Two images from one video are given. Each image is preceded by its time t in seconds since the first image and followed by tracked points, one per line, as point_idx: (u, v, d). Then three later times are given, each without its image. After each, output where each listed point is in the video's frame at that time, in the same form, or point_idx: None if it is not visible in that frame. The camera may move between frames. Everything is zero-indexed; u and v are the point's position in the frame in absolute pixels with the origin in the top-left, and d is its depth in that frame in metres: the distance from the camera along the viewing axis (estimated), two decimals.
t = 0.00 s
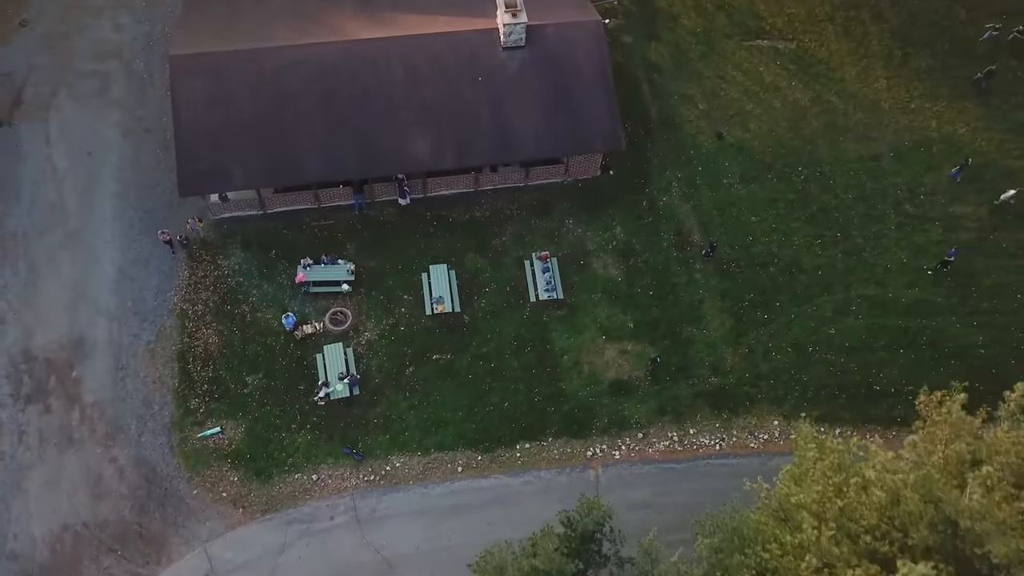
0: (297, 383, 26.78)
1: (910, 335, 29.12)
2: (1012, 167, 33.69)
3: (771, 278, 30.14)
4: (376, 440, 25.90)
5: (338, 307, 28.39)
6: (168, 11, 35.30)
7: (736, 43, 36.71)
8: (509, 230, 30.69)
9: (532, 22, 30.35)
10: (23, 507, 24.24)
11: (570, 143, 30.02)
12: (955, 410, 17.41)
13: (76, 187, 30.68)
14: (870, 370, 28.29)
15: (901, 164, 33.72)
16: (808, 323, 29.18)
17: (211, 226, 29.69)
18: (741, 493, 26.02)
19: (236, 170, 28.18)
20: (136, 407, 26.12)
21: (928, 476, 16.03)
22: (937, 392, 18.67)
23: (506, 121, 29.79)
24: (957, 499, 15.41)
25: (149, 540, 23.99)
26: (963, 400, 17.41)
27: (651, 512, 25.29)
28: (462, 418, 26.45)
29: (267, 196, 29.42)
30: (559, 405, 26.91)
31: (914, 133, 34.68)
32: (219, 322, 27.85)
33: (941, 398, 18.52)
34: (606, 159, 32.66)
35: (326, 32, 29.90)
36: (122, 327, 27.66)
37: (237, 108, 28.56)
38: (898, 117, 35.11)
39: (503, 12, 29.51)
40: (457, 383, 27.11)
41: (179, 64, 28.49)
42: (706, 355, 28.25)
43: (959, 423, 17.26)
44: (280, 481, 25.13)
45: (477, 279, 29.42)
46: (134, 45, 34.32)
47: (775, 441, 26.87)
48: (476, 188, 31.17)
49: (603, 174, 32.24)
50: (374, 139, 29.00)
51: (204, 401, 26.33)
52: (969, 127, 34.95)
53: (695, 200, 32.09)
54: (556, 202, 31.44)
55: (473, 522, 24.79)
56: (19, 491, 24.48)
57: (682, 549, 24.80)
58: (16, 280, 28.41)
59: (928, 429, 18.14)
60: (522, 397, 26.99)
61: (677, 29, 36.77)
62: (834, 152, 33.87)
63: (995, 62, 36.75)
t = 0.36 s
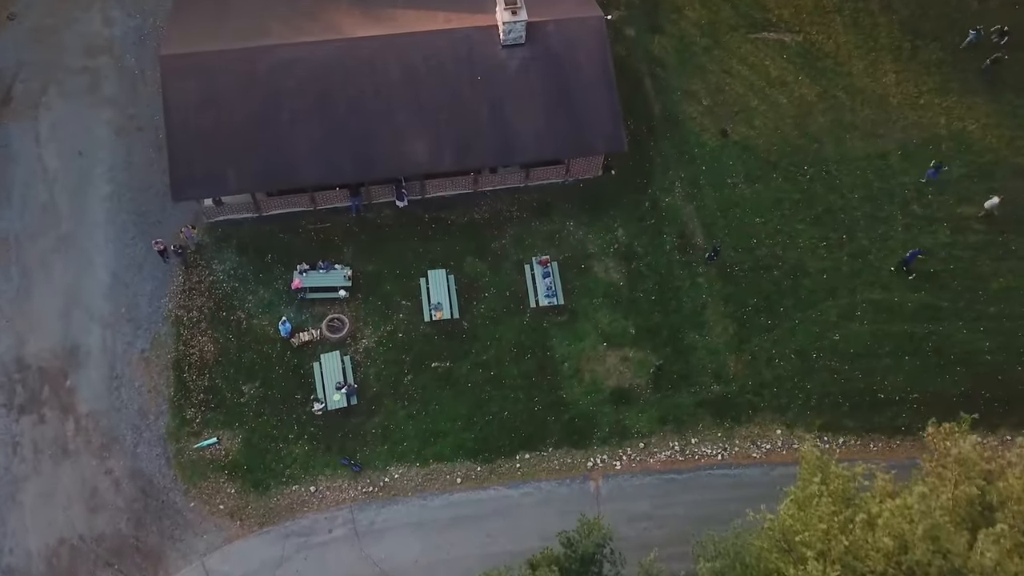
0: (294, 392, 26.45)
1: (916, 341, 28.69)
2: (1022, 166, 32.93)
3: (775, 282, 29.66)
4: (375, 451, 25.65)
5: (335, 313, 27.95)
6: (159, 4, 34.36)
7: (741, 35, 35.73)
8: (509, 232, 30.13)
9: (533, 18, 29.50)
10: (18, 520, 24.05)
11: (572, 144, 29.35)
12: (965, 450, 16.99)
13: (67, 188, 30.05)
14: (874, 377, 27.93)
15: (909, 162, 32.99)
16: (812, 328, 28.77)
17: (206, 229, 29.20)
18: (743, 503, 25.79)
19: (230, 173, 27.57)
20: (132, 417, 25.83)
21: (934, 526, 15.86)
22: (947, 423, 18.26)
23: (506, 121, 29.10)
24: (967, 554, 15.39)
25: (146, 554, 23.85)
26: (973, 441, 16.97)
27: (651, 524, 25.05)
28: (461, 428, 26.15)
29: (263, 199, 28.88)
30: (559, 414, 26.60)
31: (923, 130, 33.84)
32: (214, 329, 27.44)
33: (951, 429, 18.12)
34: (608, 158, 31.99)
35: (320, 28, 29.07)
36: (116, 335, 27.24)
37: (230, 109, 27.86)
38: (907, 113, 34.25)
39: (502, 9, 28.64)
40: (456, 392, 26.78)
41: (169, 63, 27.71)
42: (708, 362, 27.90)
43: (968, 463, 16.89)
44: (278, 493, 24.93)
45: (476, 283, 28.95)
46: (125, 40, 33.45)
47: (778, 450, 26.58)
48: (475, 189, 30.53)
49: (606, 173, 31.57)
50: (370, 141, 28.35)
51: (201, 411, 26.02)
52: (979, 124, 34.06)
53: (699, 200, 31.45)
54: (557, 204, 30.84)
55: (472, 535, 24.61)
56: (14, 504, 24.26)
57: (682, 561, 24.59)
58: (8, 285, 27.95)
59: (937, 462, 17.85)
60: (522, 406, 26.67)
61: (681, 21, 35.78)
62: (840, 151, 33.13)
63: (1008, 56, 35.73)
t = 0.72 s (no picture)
0: (292, 400, 26.21)
1: (921, 347, 28.37)
2: None
3: (778, 286, 29.27)
4: (375, 461, 25.52)
5: (333, 320, 27.62)
6: None
7: (746, 30, 34.74)
8: (508, 235, 29.67)
9: (534, 16, 28.75)
10: (15, 532, 23.93)
11: (573, 146, 28.83)
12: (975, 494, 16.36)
13: (60, 191, 29.56)
14: (877, 384, 27.68)
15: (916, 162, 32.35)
16: (816, 334, 28.44)
17: (202, 233, 28.71)
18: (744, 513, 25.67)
19: (225, 178, 27.09)
20: (128, 427, 25.63)
21: (939, 569, 15.31)
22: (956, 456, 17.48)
23: (506, 123, 28.53)
24: None
25: (145, 565, 23.83)
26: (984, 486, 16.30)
27: (652, 535, 24.99)
28: (461, 437, 25.98)
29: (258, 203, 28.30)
30: (560, 423, 26.41)
31: (930, 128, 33.09)
32: (211, 336, 27.13)
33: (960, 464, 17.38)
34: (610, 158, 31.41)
35: (316, 27, 28.35)
36: (111, 343, 26.94)
37: (224, 112, 27.26)
38: (914, 110, 33.42)
39: (502, 8, 27.89)
40: (456, 401, 26.55)
41: (161, 64, 27.01)
42: (711, 369, 27.63)
43: (975, 503, 16.38)
44: (276, 504, 24.84)
45: (476, 289, 28.58)
46: (117, 36, 32.70)
47: (780, 460, 26.43)
48: (475, 191, 30.00)
49: (608, 174, 31.01)
50: (367, 145, 27.82)
51: (198, 421, 25.80)
52: (987, 122, 33.33)
53: (702, 202, 30.90)
54: (557, 206, 30.33)
55: (471, 546, 24.57)
56: (11, 516, 24.13)
57: (682, 572, 24.56)
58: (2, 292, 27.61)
59: (941, 497, 17.24)
60: (522, 415, 26.45)
61: (685, 14, 34.82)
62: (846, 150, 32.45)
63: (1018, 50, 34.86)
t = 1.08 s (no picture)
0: (290, 411, 26.05)
1: (925, 354, 28.10)
2: None
3: (782, 292, 28.88)
4: (374, 473, 25.63)
5: (331, 328, 27.29)
6: None
7: (750, 23, 33.26)
8: (507, 239, 29.10)
9: (534, 15, 27.91)
10: (14, 545, 24.29)
11: (573, 151, 28.30)
12: (980, 537, 16.49)
13: (52, 195, 28.85)
14: (880, 393, 27.53)
15: (923, 161, 31.40)
16: (821, 341, 28.14)
17: (196, 239, 28.15)
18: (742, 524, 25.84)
19: (219, 186, 26.66)
20: (125, 439, 25.60)
21: None
22: (963, 488, 17.57)
23: (504, 128, 27.96)
24: None
25: None
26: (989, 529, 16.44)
27: (651, 547, 25.28)
28: (461, 448, 26.00)
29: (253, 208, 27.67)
30: (559, 434, 26.40)
31: (938, 126, 31.88)
32: (208, 345, 26.82)
33: (966, 497, 17.45)
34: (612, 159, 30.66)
35: (310, 27, 27.61)
36: (106, 353, 26.66)
37: (217, 118, 26.70)
38: (922, 108, 32.12)
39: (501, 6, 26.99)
40: (455, 411, 26.41)
41: (152, 69, 26.41)
42: (713, 378, 27.41)
43: (980, 548, 16.46)
44: (275, 516, 25.12)
45: (475, 295, 28.19)
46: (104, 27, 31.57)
47: (781, 470, 26.51)
48: (474, 194, 29.39)
49: (609, 176, 30.35)
50: (364, 151, 27.31)
51: (195, 433, 25.72)
52: (996, 121, 31.99)
53: (705, 204, 30.29)
54: (558, 208, 29.72)
55: (471, 558, 24.93)
56: (10, 529, 24.43)
57: None
58: None
59: (945, 532, 17.26)
60: (522, 426, 26.40)
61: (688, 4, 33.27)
62: (852, 150, 31.50)
63: None
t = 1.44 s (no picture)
0: (289, 424, 25.98)
1: (929, 364, 27.90)
2: None
3: (785, 300, 28.55)
4: (375, 486, 25.73)
5: (329, 338, 27.01)
6: None
7: (758, 19, 32.12)
8: (507, 246, 28.63)
9: (535, 17, 27.17)
10: (14, 560, 24.56)
11: (574, 157, 27.77)
12: None
13: (46, 205, 28.31)
14: (883, 403, 27.44)
15: (932, 163, 30.68)
16: (825, 350, 27.94)
17: (191, 246, 27.65)
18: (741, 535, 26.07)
19: (215, 196, 26.22)
20: (123, 452, 25.64)
21: None
22: (972, 525, 18.15)
23: (504, 133, 27.41)
24: None
25: None
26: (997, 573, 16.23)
27: (652, 560, 25.53)
28: (461, 462, 26.05)
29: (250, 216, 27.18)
30: (560, 446, 26.39)
31: (947, 127, 31.06)
32: (205, 356, 26.59)
33: (974, 533, 17.96)
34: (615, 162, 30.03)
35: (304, 30, 26.90)
36: (103, 363, 26.49)
37: (211, 126, 26.17)
38: (931, 109, 31.24)
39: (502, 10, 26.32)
40: (455, 424, 26.35)
41: (143, 75, 25.80)
42: (715, 389, 27.29)
43: None
44: (275, 530, 25.29)
45: (475, 303, 27.85)
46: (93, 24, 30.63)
47: (783, 482, 26.58)
48: (473, 199, 28.75)
49: (611, 180, 29.74)
50: (361, 158, 26.80)
51: (193, 446, 25.72)
52: (1007, 122, 31.17)
53: (708, 210, 29.74)
54: (559, 213, 29.18)
55: (472, 571, 25.23)
56: (10, 543, 24.70)
57: None
58: None
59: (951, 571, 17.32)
60: (522, 439, 26.37)
61: None
62: (859, 152, 30.78)
63: None
